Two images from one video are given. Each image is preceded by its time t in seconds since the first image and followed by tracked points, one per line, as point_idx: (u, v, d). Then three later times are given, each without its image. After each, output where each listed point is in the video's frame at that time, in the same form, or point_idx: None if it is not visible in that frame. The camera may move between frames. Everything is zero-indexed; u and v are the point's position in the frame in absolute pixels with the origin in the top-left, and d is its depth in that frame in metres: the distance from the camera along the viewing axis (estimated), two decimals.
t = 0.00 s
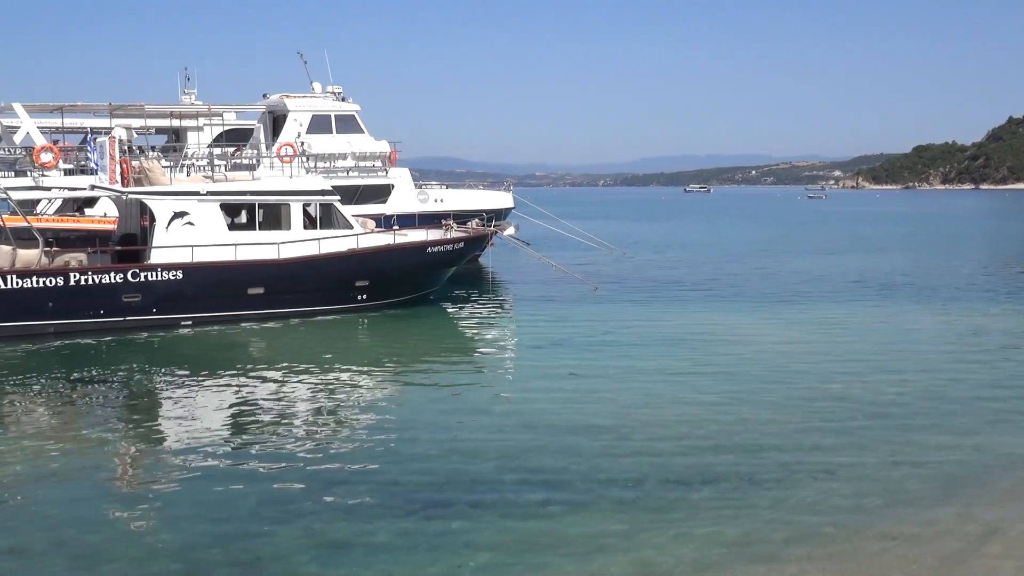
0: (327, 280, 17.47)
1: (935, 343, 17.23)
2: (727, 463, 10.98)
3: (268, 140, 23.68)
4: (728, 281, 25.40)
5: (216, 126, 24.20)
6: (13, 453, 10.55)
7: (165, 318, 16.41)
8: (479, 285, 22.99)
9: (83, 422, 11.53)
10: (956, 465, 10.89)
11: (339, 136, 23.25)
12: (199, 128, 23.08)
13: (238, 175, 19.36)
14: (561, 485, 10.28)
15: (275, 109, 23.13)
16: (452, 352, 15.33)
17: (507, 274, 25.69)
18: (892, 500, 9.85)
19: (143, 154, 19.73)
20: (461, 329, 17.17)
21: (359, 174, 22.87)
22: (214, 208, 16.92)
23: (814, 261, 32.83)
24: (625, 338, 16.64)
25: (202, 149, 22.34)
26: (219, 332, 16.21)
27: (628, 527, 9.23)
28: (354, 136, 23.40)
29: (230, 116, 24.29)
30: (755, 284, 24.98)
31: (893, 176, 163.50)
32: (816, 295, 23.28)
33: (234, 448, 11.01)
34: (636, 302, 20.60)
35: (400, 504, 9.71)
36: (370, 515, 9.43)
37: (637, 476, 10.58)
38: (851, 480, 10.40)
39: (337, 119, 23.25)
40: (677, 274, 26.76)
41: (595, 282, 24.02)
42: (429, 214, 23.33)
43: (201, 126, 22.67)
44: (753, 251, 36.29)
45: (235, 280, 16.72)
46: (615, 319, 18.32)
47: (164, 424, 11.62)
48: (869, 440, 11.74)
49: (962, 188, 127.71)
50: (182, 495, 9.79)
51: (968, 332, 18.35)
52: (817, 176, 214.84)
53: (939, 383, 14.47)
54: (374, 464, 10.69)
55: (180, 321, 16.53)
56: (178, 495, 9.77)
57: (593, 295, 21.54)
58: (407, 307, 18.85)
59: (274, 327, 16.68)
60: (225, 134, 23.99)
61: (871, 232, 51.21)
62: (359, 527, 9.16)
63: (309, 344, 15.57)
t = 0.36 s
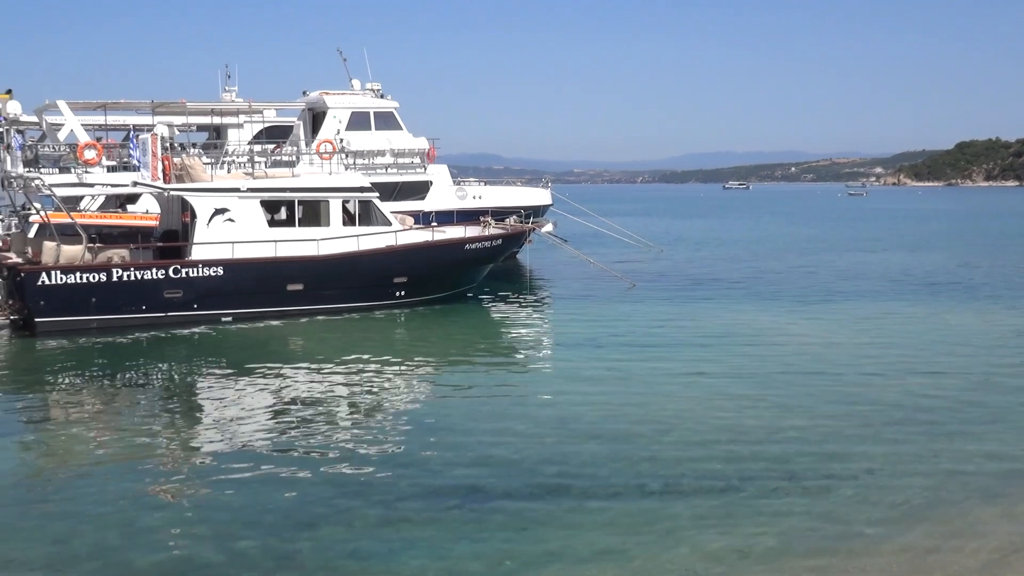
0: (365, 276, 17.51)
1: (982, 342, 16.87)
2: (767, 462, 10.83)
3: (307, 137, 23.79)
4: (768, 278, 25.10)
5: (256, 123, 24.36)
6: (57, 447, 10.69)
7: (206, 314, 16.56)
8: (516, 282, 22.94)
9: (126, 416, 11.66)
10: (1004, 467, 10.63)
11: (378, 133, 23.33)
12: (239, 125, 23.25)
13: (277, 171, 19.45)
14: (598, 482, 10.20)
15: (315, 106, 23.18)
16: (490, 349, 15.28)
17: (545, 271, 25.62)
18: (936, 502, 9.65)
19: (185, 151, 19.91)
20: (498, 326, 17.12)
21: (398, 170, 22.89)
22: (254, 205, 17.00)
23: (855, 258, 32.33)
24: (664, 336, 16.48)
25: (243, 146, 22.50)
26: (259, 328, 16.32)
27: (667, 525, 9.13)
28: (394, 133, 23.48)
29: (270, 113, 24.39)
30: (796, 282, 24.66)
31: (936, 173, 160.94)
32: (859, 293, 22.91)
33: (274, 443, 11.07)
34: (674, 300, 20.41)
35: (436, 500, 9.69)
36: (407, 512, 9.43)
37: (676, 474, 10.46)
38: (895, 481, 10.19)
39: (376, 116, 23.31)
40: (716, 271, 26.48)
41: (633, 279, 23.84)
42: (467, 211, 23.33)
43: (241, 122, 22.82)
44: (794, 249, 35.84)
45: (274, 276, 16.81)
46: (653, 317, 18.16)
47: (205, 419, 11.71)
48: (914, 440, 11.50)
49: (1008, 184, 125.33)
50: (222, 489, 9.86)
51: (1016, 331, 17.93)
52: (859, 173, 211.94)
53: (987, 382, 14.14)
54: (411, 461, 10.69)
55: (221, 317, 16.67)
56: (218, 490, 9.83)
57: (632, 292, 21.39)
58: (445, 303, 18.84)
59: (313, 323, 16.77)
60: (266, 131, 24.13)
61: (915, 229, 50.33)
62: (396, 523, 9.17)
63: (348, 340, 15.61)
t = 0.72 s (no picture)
0: (405, 273, 17.54)
1: None
2: (810, 463, 10.67)
3: (348, 134, 23.86)
4: (811, 278, 24.74)
5: (297, 120, 24.51)
6: (102, 440, 10.84)
7: (247, 310, 16.69)
8: (556, 279, 22.85)
9: (169, 410, 11.79)
10: None
11: (418, 130, 23.36)
12: (281, 122, 23.41)
13: (319, 168, 19.54)
14: (638, 483, 10.13)
15: (357, 103, 23.29)
16: (530, 347, 15.22)
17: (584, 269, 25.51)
18: (984, 506, 9.43)
19: (228, 147, 20.10)
20: (537, 324, 17.06)
21: (438, 167, 22.90)
22: (296, 201, 17.17)
23: (900, 257, 31.75)
24: (705, 335, 16.29)
25: (285, 142, 22.65)
26: (300, 324, 16.42)
27: (707, 527, 9.03)
28: (434, 129, 23.53)
29: (311, 110, 24.52)
30: (840, 281, 24.28)
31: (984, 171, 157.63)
32: (905, 293, 22.50)
33: (315, 439, 11.11)
34: (715, 298, 20.20)
35: (475, 499, 9.68)
36: (446, 510, 9.44)
37: (716, 474, 10.36)
38: (942, 485, 9.99)
39: (417, 112, 23.36)
40: (758, 270, 26.18)
41: (673, 278, 23.62)
42: (507, 208, 23.31)
43: (284, 119, 22.97)
44: (838, 248, 35.31)
45: (315, 272, 16.91)
46: (694, 316, 17.96)
47: (247, 414, 11.80)
48: (962, 443, 11.25)
49: None
50: (263, 485, 9.94)
51: None
52: (903, 171, 208.44)
53: None
54: (450, 459, 10.68)
55: (262, 313, 16.80)
56: (259, 486, 9.92)
57: (672, 291, 21.21)
58: (485, 301, 18.81)
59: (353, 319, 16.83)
60: (307, 128, 24.20)
61: (963, 228, 49.32)
62: (434, 521, 9.19)
63: (388, 336, 15.65)
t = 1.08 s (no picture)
0: (444, 271, 17.55)
1: None
2: (851, 464, 10.52)
3: (388, 132, 23.88)
4: (853, 278, 24.40)
5: (338, 118, 24.59)
6: (144, 434, 10.96)
7: (287, 306, 16.82)
8: (594, 278, 22.77)
9: (210, 405, 11.89)
10: None
11: (457, 128, 23.34)
12: (321, 120, 23.48)
13: (358, 166, 19.54)
14: (676, 482, 10.05)
15: (397, 101, 23.35)
16: (569, 345, 15.16)
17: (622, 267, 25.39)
18: None
19: (269, 145, 20.22)
20: (575, 322, 17.00)
21: (477, 166, 22.89)
22: (336, 199, 17.22)
23: (946, 258, 31.14)
24: (745, 335, 16.12)
25: (325, 140, 22.77)
26: (339, 321, 16.50)
27: (746, 527, 8.94)
28: (473, 128, 23.50)
29: (352, 108, 24.66)
30: (882, 282, 23.92)
31: None
32: (950, 294, 22.11)
33: (354, 436, 11.15)
34: (754, 298, 19.99)
35: (512, 496, 9.67)
36: (483, 507, 9.44)
37: (756, 475, 10.24)
38: (987, 488, 9.80)
39: (456, 110, 23.34)
40: (798, 269, 25.88)
41: (713, 277, 23.41)
42: (545, 207, 23.31)
43: (324, 117, 23.11)
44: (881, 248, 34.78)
45: (354, 269, 16.98)
46: (734, 315, 17.78)
47: (287, 410, 11.87)
48: (1008, 446, 11.03)
49: None
50: (302, 481, 10.01)
51: None
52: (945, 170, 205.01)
53: None
54: (487, 457, 10.66)
55: (301, 309, 16.93)
56: (299, 481, 9.99)
57: (711, 290, 21.03)
58: (523, 299, 18.77)
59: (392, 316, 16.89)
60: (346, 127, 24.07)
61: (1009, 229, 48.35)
62: (472, 517, 9.19)
63: (426, 333, 15.68)
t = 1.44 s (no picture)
0: (481, 269, 17.55)
1: None
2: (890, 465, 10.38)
3: (426, 131, 23.71)
4: (894, 278, 24.06)
5: (376, 117, 24.51)
6: (185, 429, 11.07)
7: (325, 304, 16.92)
8: (631, 276, 22.69)
9: (249, 402, 11.99)
10: None
11: (495, 126, 23.24)
12: (360, 119, 23.44)
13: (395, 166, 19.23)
14: (713, 482, 9.96)
15: (434, 100, 23.23)
16: (606, 344, 15.09)
17: (659, 266, 25.28)
18: None
19: (307, 144, 20.29)
20: (612, 321, 16.93)
21: (515, 164, 22.95)
22: (374, 197, 17.29)
23: (990, 259, 30.59)
24: (783, 335, 15.93)
25: (363, 139, 22.88)
26: (376, 319, 16.56)
27: (785, 529, 8.82)
28: (511, 126, 23.37)
29: (390, 105, 24.79)
30: (924, 282, 23.55)
31: None
32: (995, 295, 21.71)
33: (391, 433, 11.20)
34: (793, 297, 19.79)
35: (547, 495, 9.64)
36: (519, 504, 9.42)
37: (793, 475, 10.13)
38: None
39: (494, 109, 23.19)
40: (838, 269, 25.57)
41: (750, 276, 23.19)
42: (583, 205, 23.43)
43: (362, 116, 23.21)
44: (924, 248, 34.24)
45: (391, 267, 17.04)
46: (772, 315, 17.60)
47: (325, 407, 11.94)
48: None
49: None
50: (339, 477, 10.06)
51: None
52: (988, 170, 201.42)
53: None
54: (523, 455, 10.66)
55: (339, 307, 17.01)
56: (336, 478, 10.05)
57: (748, 289, 20.87)
58: (560, 298, 18.70)
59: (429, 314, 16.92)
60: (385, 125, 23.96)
61: None
62: (507, 515, 9.18)
63: (462, 331, 15.71)
